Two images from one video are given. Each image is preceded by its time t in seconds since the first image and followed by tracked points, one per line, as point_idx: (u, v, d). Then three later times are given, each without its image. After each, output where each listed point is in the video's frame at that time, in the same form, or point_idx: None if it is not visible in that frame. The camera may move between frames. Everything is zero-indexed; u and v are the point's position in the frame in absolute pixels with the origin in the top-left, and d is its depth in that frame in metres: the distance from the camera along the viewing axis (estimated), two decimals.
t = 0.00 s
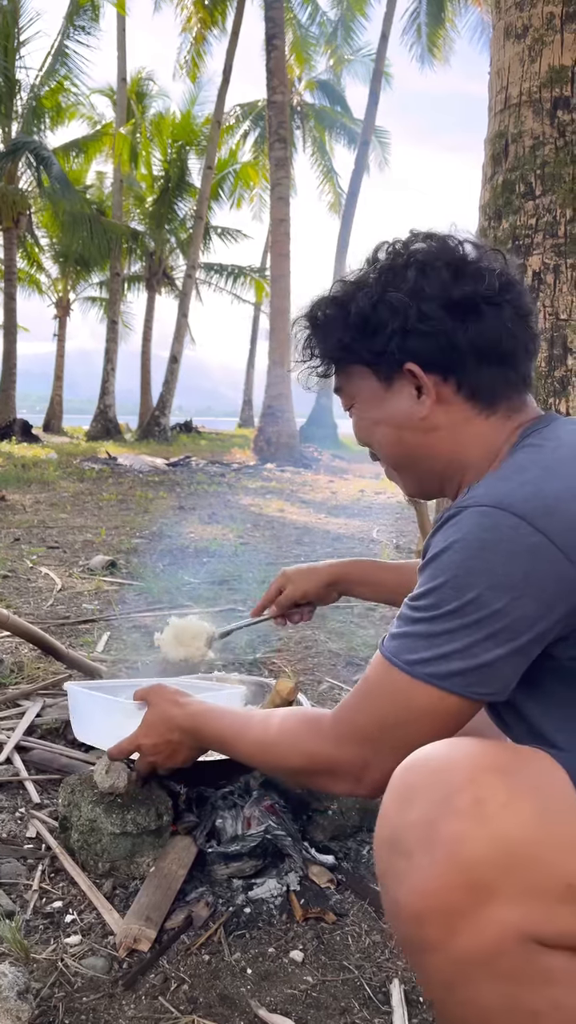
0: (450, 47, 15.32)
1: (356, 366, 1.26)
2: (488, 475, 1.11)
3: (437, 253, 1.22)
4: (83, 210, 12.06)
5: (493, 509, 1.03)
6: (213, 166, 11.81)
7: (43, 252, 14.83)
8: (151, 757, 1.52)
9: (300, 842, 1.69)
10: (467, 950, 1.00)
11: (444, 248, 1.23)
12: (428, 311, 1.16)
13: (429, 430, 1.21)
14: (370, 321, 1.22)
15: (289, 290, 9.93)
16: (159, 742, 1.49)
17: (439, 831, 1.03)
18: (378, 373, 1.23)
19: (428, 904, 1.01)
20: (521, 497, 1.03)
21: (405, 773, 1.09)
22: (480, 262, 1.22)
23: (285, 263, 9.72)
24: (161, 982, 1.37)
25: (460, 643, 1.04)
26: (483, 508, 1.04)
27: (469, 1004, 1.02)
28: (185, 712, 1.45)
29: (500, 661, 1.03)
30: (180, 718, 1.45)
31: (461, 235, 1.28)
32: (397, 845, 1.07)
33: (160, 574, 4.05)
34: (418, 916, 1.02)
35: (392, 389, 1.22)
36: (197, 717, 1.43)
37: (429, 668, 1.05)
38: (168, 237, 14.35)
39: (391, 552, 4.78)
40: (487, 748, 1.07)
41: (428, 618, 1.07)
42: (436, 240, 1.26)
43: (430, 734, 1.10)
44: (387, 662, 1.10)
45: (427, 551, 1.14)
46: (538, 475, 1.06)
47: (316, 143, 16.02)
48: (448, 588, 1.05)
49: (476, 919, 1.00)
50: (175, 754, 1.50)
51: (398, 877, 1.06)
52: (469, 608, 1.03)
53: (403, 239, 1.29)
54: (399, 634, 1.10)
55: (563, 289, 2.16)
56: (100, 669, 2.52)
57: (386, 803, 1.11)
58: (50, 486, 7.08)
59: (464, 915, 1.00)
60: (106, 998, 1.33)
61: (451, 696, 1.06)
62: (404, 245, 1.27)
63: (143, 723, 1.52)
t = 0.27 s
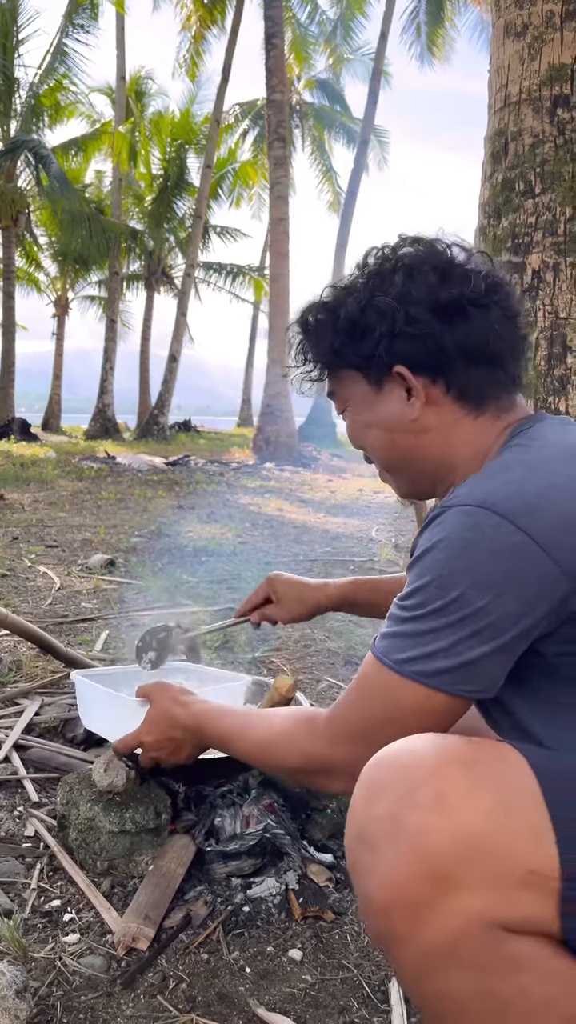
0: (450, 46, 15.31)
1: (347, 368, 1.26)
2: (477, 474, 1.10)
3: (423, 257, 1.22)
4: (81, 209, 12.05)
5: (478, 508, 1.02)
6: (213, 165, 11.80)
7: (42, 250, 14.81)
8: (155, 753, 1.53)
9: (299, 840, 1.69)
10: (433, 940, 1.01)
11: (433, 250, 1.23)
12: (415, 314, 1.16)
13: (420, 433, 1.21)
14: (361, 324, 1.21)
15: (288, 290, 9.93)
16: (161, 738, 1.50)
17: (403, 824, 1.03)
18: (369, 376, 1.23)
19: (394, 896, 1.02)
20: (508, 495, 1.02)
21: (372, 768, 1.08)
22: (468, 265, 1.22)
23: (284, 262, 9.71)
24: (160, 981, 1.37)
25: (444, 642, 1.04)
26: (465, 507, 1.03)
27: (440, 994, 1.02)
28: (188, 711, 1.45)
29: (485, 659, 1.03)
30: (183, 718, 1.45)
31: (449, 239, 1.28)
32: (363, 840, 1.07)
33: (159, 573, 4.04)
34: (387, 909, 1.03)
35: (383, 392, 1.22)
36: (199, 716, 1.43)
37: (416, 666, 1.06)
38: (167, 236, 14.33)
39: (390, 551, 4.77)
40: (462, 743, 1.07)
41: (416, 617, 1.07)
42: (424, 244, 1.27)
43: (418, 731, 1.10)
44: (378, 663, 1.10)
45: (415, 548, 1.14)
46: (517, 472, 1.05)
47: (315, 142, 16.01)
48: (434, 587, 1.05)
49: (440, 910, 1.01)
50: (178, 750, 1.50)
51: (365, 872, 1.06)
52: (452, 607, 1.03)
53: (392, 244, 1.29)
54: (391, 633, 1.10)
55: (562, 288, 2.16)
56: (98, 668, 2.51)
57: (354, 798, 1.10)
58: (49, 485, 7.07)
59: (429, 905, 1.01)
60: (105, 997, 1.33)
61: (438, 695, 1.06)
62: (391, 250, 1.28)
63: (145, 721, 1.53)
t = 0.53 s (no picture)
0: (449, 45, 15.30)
1: (332, 379, 1.26)
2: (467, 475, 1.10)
3: (401, 265, 1.22)
4: (80, 208, 12.05)
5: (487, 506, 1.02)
6: (212, 164, 11.80)
7: (41, 249, 14.80)
8: (140, 771, 1.52)
9: (300, 839, 1.69)
10: (460, 944, 0.99)
11: (413, 257, 1.23)
12: (391, 323, 1.16)
13: (403, 440, 1.22)
14: (342, 333, 1.22)
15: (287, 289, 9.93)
16: (148, 757, 1.49)
17: (431, 826, 1.02)
18: (354, 384, 1.23)
19: (420, 898, 1.00)
20: (528, 493, 1.03)
21: (394, 770, 1.07)
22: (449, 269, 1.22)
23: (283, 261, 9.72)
24: (161, 981, 1.37)
25: (442, 646, 1.03)
26: (459, 508, 1.03)
27: (461, 1000, 1.00)
28: (177, 727, 1.45)
29: (484, 661, 1.03)
30: (170, 734, 1.46)
31: (435, 244, 1.27)
32: (385, 841, 1.05)
33: (159, 572, 4.04)
34: (412, 911, 1.01)
35: (367, 399, 1.22)
36: (188, 733, 1.43)
37: (416, 673, 1.05)
38: (166, 235, 14.32)
39: (390, 550, 4.77)
40: (470, 744, 1.06)
41: (410, 623, 1.06)
42: (407, 249, 1.26)
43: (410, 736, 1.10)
44: (373, 672, 1.09)
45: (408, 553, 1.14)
46: (542, 474, 1.06)
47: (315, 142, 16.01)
48: (428, 590, 1.05)
49: (468, 912, 0.99)
50: (165, 768, 1.50)
51: (386, 873, 1.05)
52: (449, 610, 1.03)
53: (379, 251, 1.29)
54: (384, 642, 1.10)
55: (563, 288, 2.16)
56: (98, 668, 2.51)
57: (374, 799, 1.09)
58: (48, 484, 7.06)
59: (456, 908, 0.99)
60: (106, 996, 1.32)
61: (433, 700, 1.06)
62: (373, 261, 1.28)
63: (131, 738, 1.51)
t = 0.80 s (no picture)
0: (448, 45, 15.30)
1: (336, 379, 1.26)
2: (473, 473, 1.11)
3: (406, 268, 1.22)
4: (80, 209, 12.06)
5: (494, 501, 1.03)
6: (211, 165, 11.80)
7: (41, 250, 14.80)
8: (141, 784, 1.52)
9: (300, 838, 1.69)
10: (468, 935, 0.99)
11: (419, 261, 1.23)
12: (396, 325, 1.17)
13: (406, 441, 1.22)
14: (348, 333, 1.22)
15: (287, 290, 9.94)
16: (148, 767, 1.49)
17: (438, 816, 1.02)
18: (359, 384, 1.23)
19: (429, 888, 1.00)
20: (536, 487, 1.04)
21: (400, 761, 1.07)
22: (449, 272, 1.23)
23: (282, 261, 9.73)
24: (162, 979, 1.37)
25: (460, 641, 1.03)
26: (472, 504, 1.04)
27: (467, 990, 1.00)
28: (178, 736, 1.45)
29: (500, 657, 1.03)
30: (172, 743, 1.45)
31: (442, 248, 1.28)
32: (392, 831, 1.05)
33: (159, 572, 4.04)
34: (421, 900, 1.01)
35: (371, 400, 1.22)
36: (190, 740, 1.43)
37: (431, 670, 1.05)
38: (166, 236, 14.33)
39: (390, 550, 4.77)
40: (485, 736, 1.05)
41: (424, 620, 1.06)
42: (413, 252, 1.27)
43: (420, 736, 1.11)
44: (386, 671, 1.09)
45: (417, 550, 1.14)
46: (550, 469, 1.06)
47: (314, 142, 16.02)
48: (443, 586, 1.04)
49: (475, 902, 0.99)
50: (165, 780, 1.50)
51: (394, 863, 1.04)
52: (465, 604, 1.03)
53: (385, 254, 1.30)
54: (399, 640, 1.09)
55: (563, 288, 2.16)
56: (98, 669, 2.51)
57: (382, 789, 1.09)
58: (48, 484, 7.06)
59: (465, 897, 0.99)
60: (107, 995, 1.33)
61: (449, 699, 1.06)
62: (381, 263, 1.28)
63: (132, 751, 1.51)
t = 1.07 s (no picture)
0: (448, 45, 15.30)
1: (337, 376, 1.27)
2: (471, 474, 1.12)
3: (409, 265, 1.22)
4: (80, 210, 12.07)
5: (488, 500, 1.04)
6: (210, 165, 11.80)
7: (40, 251, 14.82)
8: (132, 775, 1.53)
9: (299, 838, 1.69)
10: (462, 935, 0.99)
11: (422, 257, 1.23)
12: (397, 322, 1.17)
13: (407, 439, 1.22)
14: (351, 329, 1.22)
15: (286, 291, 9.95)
16: (142, 758, 1.49)
17: (431, 817, 1.02)
18: (359, 382, 1.23)
19: (422, 889, 1.00)
20: (534, 487, 1.04)
21: (395, 762, 1.07)
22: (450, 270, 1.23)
23: (282, 262, 9.73)
24: (161, 978, 1.37)
25: (459, 639, 1.03)
26: (473, 502, 1.04)
27: (463, 991, 1.00)
28: (173, 729, 1.45)
29: (500, 656, 1.03)
30: (166, 736, 1.46)
31: (444, 245, 1.28)
32: (387, 832, 1.06)
33: (158, 573, 4.04)
34: (414, 901, 1.01)
35: (372, 398, 1.22)
36: (185, 734, 1.43)
37: (430, 668, 1.05)
38: (165, 237, 14.34)
39: (389, 550, 4.77)
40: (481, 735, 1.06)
41: (424, 619, 1.07)
42: (416, 249, 1.27)
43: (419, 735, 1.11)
44: (384, 670, 1.09)
45: (419, 550, 1.14)
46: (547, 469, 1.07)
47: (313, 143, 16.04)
48: (443, 585, 1.05)
49: (470, 902, 0.99)
50: (159, 771, 1.51)
51: (388, 864, 1.05)
52: (465, 603, 1.03)
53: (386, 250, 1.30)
54: (397, 638, 1.10)
55: (561, 288, 2.16)
56: (97, 669, 2.51)
57: (376, 790, 1.10)
58: (47, 484, 7.06)
59: (457, 898, 0.99)
60: (106, 995, 1.33)
61: (449, 697, 1.06)
62: (381, 258, 1.29)
63: (124, 740, 1.52)
